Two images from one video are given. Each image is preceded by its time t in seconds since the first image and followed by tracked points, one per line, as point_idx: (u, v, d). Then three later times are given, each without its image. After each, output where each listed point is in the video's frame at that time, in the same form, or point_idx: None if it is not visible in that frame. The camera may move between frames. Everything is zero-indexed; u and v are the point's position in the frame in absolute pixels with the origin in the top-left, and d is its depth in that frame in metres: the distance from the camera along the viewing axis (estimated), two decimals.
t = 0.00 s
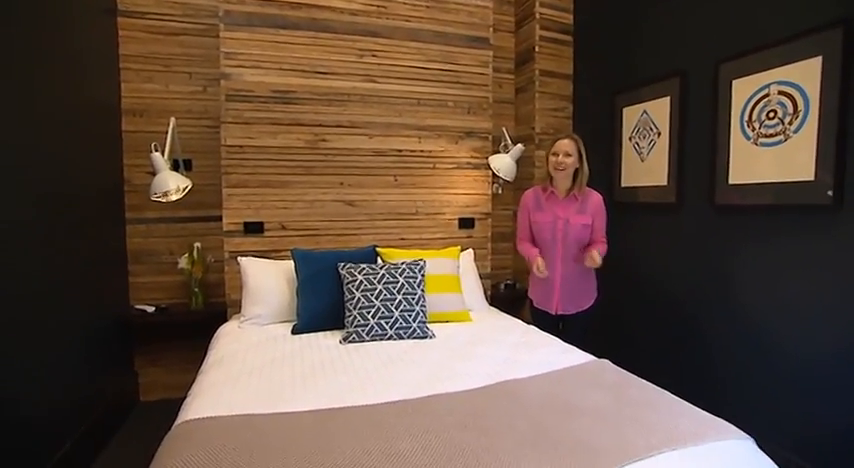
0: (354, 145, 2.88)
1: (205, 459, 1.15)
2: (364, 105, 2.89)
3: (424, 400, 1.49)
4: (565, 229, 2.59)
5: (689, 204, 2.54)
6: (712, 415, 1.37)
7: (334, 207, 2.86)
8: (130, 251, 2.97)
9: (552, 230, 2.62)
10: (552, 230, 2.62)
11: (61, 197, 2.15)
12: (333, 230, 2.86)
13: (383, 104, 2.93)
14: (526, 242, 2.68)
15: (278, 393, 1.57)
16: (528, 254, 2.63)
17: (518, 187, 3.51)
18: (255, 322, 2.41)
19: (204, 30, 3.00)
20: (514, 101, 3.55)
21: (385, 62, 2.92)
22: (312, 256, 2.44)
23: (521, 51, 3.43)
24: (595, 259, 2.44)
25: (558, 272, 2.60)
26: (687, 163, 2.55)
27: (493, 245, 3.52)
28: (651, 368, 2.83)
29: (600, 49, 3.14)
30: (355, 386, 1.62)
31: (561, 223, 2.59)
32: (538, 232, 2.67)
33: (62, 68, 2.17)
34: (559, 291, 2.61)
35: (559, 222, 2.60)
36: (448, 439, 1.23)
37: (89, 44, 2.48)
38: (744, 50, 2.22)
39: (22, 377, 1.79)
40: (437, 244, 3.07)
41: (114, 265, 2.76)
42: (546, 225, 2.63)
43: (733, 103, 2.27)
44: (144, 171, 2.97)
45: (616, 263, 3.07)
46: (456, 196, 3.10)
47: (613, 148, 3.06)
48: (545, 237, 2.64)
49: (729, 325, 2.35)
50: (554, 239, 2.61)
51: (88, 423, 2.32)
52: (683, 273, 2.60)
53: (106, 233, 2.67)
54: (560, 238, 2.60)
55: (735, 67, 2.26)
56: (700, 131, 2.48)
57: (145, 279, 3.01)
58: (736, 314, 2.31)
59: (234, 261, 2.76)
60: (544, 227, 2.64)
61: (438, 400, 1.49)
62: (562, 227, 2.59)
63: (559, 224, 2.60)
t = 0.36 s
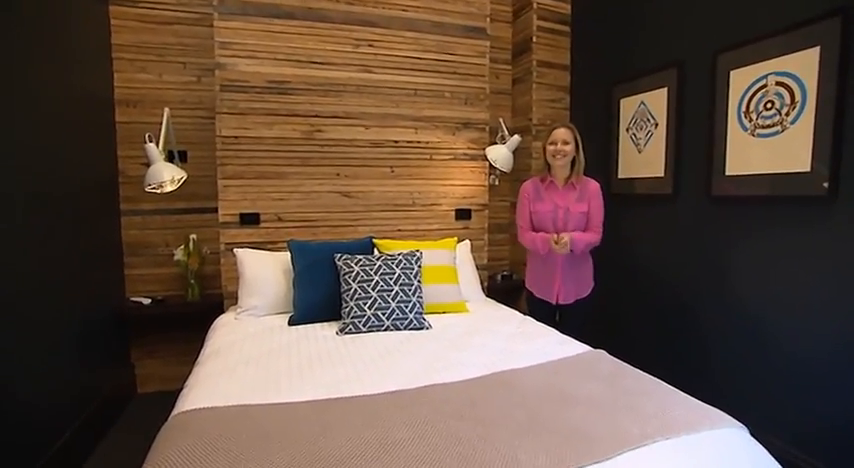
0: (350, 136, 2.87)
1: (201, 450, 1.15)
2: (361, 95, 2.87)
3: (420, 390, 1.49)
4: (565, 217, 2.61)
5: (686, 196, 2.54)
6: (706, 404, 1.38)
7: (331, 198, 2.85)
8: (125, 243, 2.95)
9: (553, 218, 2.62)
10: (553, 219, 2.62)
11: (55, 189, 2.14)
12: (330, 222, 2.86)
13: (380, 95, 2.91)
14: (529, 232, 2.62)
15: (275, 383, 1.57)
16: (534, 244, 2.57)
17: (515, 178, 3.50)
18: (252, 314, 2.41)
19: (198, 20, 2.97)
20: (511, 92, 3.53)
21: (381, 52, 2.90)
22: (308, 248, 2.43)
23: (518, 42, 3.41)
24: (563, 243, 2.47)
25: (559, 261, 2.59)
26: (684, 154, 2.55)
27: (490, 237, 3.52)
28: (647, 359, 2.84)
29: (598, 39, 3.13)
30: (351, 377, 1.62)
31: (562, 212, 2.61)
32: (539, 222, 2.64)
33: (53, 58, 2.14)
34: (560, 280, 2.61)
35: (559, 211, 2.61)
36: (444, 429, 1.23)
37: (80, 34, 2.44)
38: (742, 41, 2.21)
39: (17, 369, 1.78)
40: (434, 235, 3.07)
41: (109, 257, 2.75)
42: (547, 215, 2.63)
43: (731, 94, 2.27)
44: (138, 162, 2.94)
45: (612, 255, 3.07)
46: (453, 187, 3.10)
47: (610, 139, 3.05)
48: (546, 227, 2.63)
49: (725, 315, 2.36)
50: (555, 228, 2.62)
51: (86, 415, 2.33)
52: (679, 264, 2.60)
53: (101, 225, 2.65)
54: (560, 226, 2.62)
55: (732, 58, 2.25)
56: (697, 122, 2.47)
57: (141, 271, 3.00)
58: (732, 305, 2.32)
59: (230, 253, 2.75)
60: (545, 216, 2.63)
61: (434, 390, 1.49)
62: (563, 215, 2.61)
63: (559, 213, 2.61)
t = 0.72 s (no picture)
0: (349, 131, 2.86)
1: (200, 445, 1.15)
2: (359, 90, 2.86)
3: (419, 385, 1.49)
4: (566, 211, 2.59)
5: (685, 192, 2.54)
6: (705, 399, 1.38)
7: (329, 194, 2.85)
8: (123, 239, 2.95)
9: (554, 213, 2.62)
10: (554, 213, 2.62)
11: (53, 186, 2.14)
12: (328, 218, 2.85)
13: (378, 90, 2.90)
14: (527, 226, 2.65)
15: (274, 379, 1.57)
16: (531, 237, 2.60)
17: (513, 174, 3.50)
18: (250, 309, 2.41)
19: (196, 14, 2.95)
20: (510, 87, 3.52)
21: (380, 47, 2.88)
22: (307, 243, 2.43)
23: (518, 37, 3.40)
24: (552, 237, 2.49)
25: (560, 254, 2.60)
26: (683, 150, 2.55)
27: (489, 232, 3.52)
28: (645, 354, 2.85)
29: (597, 34, 3.12)
30: (350, 372, 1.62)
31: (562, 206, 2.60)
32: (538, 216, 2.65)
33: (50, 54, 2.14)
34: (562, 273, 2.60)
35: (560, 205, 2.61)
36: (443, 424, 1.23)
37: (77, 29, 2.43)
38: (741, 36, 2.21)
39: (16, 366, 1.78)
40: (433, 231, 3.07)
41: (107, 253, 2.75)
42: (547, 208, 2.63)
43: (730, 89, 2.26)
44: (136, 158, 2.94)
45: (611, 250, 3.07)
46: (452, 183, 3.10)
47: (609, 135, 3.05)
48: (546, 221, 2.63)
49: (723, 311, 2.36)
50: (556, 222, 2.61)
51: (86, 411, 2.33)
52: (678, 260, 2.61)
53: (99, 221, 2.65)
54: (561, 220, 2.60)
55: (732, 54, 2.24)
56: (696, 118, 2.47)
57: (139, 267, 2.99)
58: (730, 300, 2.32)
59: (229, 248, 2.75)
60: (545, 210, 2.63)
61: (433, 385, 1.49)
62: (563, 210, 2.60)
63: (560, 207, 2.60)
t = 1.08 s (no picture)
0: (348, 131, 2.86)
1: (200, 444, 1.15)
2: (359, 90, 2.86)
3: (418, 385, 1.49)
4: (567, 215, 2.60)
5: (685, 191, 2.54)
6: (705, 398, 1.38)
7: (329, 193, 2.85)
8: (123, 238, 2.95)
9: (555, 217, 2.62)
10: (555, 217, 2.62)
11: (53, 185, 2.14)
12: (328, 217, 2.85)
13: (378, 89, 2.90)
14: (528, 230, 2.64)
15: (274, 378, 1.57)
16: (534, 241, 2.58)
17: (513, 173, 3.49)
18: (250, 309, 2.41)
19: (195, 13, 2.94)
20: (510, 86, 3.52)
21: (380, 47, 2.88)
22: (307, 243, 2.43)
23: (518, 36, 3.40)
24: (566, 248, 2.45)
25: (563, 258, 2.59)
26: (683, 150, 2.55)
27: (489, 231, 3.52)
28: (645, 353, 2.85)
29: (597, 34, 3.11)
30: (350, 372, 1.62)
31: (563, 209, 2.60)
32: (539, 220, 2.65)
33: (50, 54, 2.14)
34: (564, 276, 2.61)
35: (560, 209, 2.61)
36: (443, 424, 1.23)
37: (77, 29, 2.43)
38: (742, 36, 2.20)
39: (15, 365, 1.78)
40: (433, 230, 3.07)
41: (107, 253, 2.75)
42: (549, 213, 2.63)
43: (730, 89, 2.26)
44: (136, 157, 2.94)
45: (611, 250, 3.07)
46: (452, 182, 3.09)
47: (609, 134, 3.04)
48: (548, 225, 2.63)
49: (723, 310, 2.36)
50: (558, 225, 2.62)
51: (86, 410, 2.34)
52: (678, 259, 2.60)
53: (99, 221, 2.65)
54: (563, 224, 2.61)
55: (732, 53, 2.24)
56: (696, 118, 2.47)
57: (140, 267, 2.99)
58: (730, 300, 2.32)
59: (229, 248, 2.75)
60: (546, 215, 2.63)
61: (433, 384, 1.49)
62: (564, 213, 2.60)
63: (561, 211, 2.60)
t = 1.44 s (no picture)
0: (348, 131, 2.86)
1: (200, 444, 1.15)
2: (359, 89, 2.86)
3: (418, 384, 1.49)
4: (569, 216, 2.60)
5: (685, 191, 2.54)
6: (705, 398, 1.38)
7: (329, 193, 2.85)
8: (124, 238, 2.95)
9: (557, 218, 2.62)
10: (557, 218, 2.62)
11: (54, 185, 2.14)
12: (329, 217, 2.85)
13: (378, 90, 2.90)
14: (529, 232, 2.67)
15: (274, 378, 1.57)
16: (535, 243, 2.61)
17: (513, 173, 3.49)
18: (250, 309, 2.41)
19: (195, 13, 2.94)
20: (510, 86, 3.52)
21: (380, 47, 2.88)
22: (307, 243, 2.43)
23: (518, 36, 3.40)
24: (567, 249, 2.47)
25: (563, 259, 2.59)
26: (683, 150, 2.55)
27: (489, 231, 3.52)
28: (645, 353, 2.85)
29: (597, 34, 3.11)
30: (351, 372, 1.62)
31: (565, 210, 2.60)
32: (541, 221, 2.66)
33: (50, 55, 2.14)
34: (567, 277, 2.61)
35: (562, 210, 2.60)
36: (443, 424, 1.23)
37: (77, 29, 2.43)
38: (742, 35, 2.20)
39: (15, 365, 1.78)
40: (433, 230, 3.07)
41: (107, 253, 2.75)
42: (551, 214, 2.63)
43: (731, 89, 2.26)
44: (136, 157, 2.94)
45: (612, 249, 3.07)
46: (452, 182, 3.10)
47: (609, 135, 3.04)
48: (549, 226, 2.64)
49: (723, 310, 2.36)
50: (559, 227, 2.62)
51: (86, 410, 2.34)
52: (678, 259, 2.60)
53: (99, 221, 2.65)
54: (565, 225, 2.61)
55: (732, 53, 2.24)
56: (696, 118, 2.47)
57: (139, 267, 2.99)
58: (730, 300, 2.32)
59: (229, 248, 2.75)
60: (548, 216, 2.63)
61: (433, 384, 1.49)
62: (566, 214, 2.60)
63: (563, 212, 2.60)
